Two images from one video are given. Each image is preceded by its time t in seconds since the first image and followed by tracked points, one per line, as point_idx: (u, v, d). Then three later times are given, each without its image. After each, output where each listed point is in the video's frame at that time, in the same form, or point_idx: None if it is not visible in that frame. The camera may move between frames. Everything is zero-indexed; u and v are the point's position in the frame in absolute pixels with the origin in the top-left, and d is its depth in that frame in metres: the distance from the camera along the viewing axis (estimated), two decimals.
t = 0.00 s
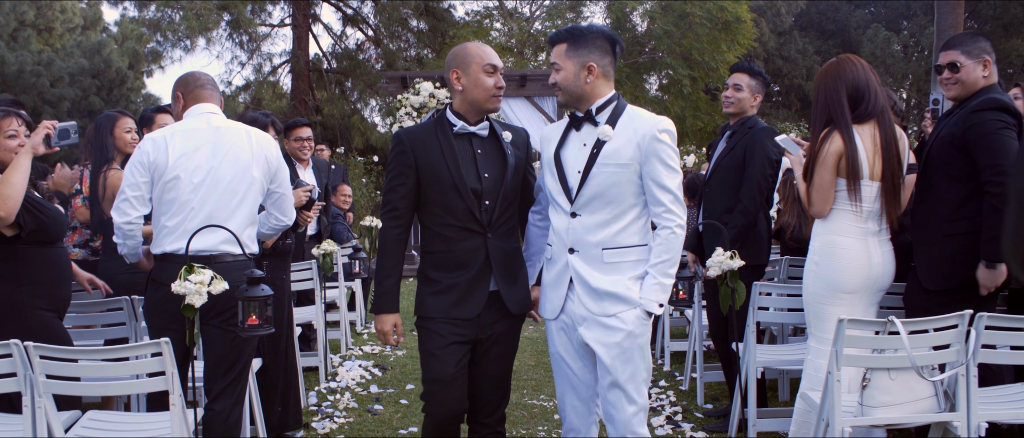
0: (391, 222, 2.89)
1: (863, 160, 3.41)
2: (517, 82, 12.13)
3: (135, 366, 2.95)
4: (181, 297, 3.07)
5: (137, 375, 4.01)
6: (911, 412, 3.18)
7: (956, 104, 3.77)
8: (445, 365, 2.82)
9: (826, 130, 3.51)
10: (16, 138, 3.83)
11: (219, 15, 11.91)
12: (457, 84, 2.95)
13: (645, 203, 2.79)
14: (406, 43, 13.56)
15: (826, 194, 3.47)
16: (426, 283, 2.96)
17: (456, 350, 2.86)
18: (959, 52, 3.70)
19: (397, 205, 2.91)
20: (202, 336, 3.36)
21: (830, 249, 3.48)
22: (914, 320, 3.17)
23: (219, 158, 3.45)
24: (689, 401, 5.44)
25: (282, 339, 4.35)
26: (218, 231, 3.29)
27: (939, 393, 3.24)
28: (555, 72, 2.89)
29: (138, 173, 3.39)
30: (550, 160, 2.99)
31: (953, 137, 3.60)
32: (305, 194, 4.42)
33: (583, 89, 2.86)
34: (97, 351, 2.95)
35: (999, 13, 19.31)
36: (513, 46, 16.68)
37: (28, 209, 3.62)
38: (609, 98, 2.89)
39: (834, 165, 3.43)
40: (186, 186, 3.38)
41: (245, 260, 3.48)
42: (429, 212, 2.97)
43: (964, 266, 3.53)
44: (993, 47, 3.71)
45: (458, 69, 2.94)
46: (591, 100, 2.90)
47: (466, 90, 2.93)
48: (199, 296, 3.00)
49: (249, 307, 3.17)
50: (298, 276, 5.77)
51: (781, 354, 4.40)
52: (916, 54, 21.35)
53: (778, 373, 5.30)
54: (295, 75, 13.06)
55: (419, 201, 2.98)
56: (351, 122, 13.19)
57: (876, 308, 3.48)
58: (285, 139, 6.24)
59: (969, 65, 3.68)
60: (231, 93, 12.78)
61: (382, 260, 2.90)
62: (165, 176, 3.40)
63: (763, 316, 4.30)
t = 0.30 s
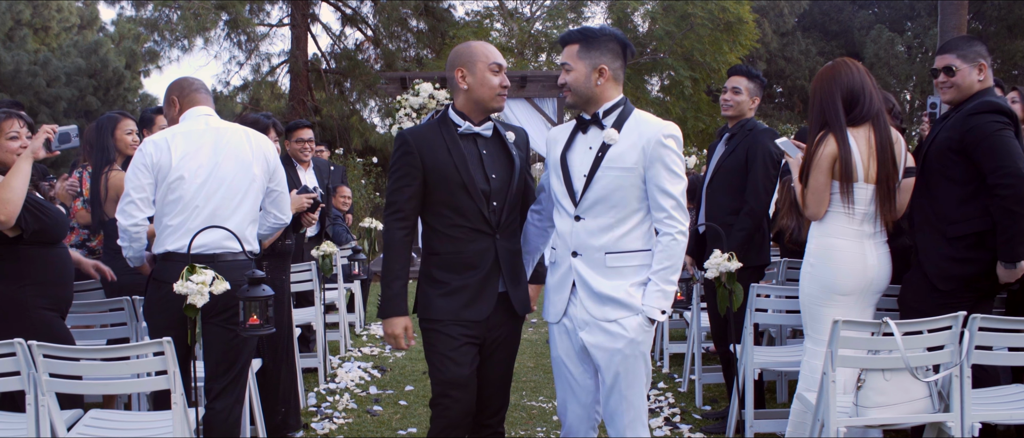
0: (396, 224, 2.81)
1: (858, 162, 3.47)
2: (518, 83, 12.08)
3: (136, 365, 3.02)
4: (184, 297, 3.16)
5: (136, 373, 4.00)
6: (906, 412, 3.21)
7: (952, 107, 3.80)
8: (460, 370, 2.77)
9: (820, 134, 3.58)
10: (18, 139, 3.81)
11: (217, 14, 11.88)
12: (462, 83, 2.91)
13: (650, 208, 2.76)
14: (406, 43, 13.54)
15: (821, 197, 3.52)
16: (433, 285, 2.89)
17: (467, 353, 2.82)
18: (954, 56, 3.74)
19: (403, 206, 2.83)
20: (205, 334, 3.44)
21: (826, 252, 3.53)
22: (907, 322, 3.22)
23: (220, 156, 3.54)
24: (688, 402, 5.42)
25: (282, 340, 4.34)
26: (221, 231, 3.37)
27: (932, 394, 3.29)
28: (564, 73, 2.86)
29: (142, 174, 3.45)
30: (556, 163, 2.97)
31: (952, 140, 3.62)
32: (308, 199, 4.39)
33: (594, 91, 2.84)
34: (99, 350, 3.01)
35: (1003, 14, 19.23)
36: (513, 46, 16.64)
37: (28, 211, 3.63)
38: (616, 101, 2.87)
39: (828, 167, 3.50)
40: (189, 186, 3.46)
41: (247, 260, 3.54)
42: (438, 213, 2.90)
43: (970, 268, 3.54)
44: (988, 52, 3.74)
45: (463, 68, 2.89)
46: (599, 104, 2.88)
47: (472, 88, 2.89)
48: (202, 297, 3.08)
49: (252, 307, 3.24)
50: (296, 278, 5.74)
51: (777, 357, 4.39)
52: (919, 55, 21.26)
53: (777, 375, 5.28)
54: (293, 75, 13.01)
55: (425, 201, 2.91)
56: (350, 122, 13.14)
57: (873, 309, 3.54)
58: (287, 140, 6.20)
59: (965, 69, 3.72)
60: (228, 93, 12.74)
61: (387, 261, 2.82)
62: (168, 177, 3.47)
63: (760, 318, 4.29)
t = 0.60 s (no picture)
0: (405, 226, 2.69)
1: (854, 164, 3.46)
2: (517, 83, 12.05)
3: (137, 365, 3.02)
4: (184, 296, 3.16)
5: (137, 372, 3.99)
6: (902, 412, 3.22)
7: (948, 109, 3.79)
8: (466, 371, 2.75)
9: (817, 136, 3.56)
10: (19, 140, 3.81)
11: (215, 12, 11.83)
12: (466, 82, 2.85)
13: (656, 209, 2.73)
14: (404, 43, 13.50)
15: (817, 199, 3.52)
16: (437, 289, 2.81)
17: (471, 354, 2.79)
18: (950, 59, 3.73)
19: (412, 207, 2.72)
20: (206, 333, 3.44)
21: (822, 254, 3.52)
22: (901, 322, 3.23)
23: (219, 156, 3.55)
24: (687, 404, 5.38)
25: (281, 339, 4.31)
26: (223, 231, 3.37)
27: (928, 394, 3.28)
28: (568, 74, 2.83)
29: (144, 177, 3.41)
30: (558, 163, 2.93)
31: (950, 142, 3.60)
32: (308, 203, 4.34)
33: (599, 92, 2.82)
34: (101, 350, 3.01)
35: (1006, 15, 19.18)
36: (513, 46, 16.61)
37: (29, 213, 3.62)
38: (620, 102, 2.84)
39: (824, 169, 3.49)
40: (193, 187, 3.45)
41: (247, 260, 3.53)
42: (444, 215, 2.83)
43: (972, 266, 3.54)
44: (984, 55, 3.73)
45: (468, 66, 2.84)
46: (603, 104, 2.86)
47: (477, 88, 2.84)
48: (202, 296, 3.09)
49: (253, 307, 3.23)
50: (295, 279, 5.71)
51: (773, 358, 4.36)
52: (922, 56, 21.21)
53: (776, 376, 5.25)
54: (291, 75, 12.96)
55: (432, 201, 2.82)
56: (349, 122, 13.09)
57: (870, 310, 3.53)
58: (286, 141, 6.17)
59: (961, 72, 3.71)
60: (225, 93, 12.69)
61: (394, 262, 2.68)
62: (170, 179, 3.44)
63: (758, 319, 4.27)
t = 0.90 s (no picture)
0: (412, 226, 2.63)
1: (851, 166, 3.44)
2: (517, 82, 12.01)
3: (138, 363, 2.99)
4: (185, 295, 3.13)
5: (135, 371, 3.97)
6: (897, 413, 3.23)
7: (944, 111, 3.76)
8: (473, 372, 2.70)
9: (813, 138, 3.55)
10: (19, 141, 3.78)
11: (212, 11, 11.80)
12: (471, 80, 2.81)
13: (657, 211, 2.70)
14: (403, 42, 13.56)
15: (814, 200, 3.50)
16: (441, 291, 2.77)
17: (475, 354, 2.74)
18: (947, 60, 3.70)
19: (418, 208, 2.66)
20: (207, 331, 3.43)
21: (819, 254, 3.49)
22: (898, 323, 3.20)
23: (217, 155, 3.53)
24: (685, 405, 5.35)
25: (281, 339, 4.28)
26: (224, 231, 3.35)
27: (924, 394, 3.30)
28: (571, 73, 2.80)
29: (145, 179, 3.35)
30: (558, 165, 2.90)
31: (948, 144, 3.56)
32: (308, 204, 4.31)
33: (600, 93, 2.79)
34: (101, 348, 2.98)
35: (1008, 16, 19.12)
36: (512, 45, 16.57)
37: (28, 213, 3.59)
38: (622, 104, 2.80)
39: (820, 171, 3.48)
40: (194, 187, 3.43)
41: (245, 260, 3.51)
42: (451, 219, 2.78)
43: (971, 267, 3.51)
44: (981, 56, 3.70)
45: (473, 65, 2.79)
46: (603, 105, 2.82)
47: (482, 87, 2.80)
48: (203, 295, 3.07)
49: (253, 306, 3.20)
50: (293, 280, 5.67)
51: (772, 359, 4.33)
52: (924, 56, 21.16)
53: (775, 377, 5.22)
54: (289, 74, 12.96)
55: (436, 201, 2.77)
56: (347, 122, 13.04)
57: (868, 311, 3.49)
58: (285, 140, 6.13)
59: (958, 73, 3.68)
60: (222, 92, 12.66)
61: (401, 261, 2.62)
62: (170, 181, 3.40)
63: (757, 320, 4.23)
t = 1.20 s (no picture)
0: (415, 225, 2.59)
1: (848, 166, 3.42)
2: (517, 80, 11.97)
3: (139, 361, 2.97)
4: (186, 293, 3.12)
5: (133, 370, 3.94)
6: (894, 412, 3.22)
7: (940, 111, 3.73)
8: (477, 377, 2.67)
9: (810, 138, 3.54)
10: (19, 140, 3.77)
11: (209, 8, 11.76)
12: (481, 80, 2.76)
13: (652, 213, 2.67)
14: (401, 40, 13.62)
15: (811, 200, 3.48)
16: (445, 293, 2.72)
17: (478, 360, 2.71)
18: (943, 60, 3.67)
19: (422, 209, 2.62)
20: (207, 329, 3.39)
21: (817, 255, 3.46)
22: (894, 322, 3.18)
23: (214, 153, 3.51)
24: (684, 405, 5.32)
25: (280, 337, 4.25)
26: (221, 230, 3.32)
27: (920, 393, 3.28)
28: (570, 74, 2.76)
29: (143, 179, 3.30)
30: (556, 164, 2.87)
31: (944, 145, 3.53)
32: (308, 203, 4.28)
33: (600, 94, 2.75)
34: (102, 346, 2.95)
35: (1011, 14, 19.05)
36: (512, 43, 16.52)
37: (27, 212, 3.56)
38: (620, 105, 2.78)
39: (818, 172, 3.46)
40: (192, 187, 3.40)
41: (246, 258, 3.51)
42: (457, 220, 2.73)
43: (969, 266, 3.49)
44: (978, 56, 3.66)
45: (483, 64, 2.74)
46: (602, 106, 2.78)
47: (492, 86, 2.76)
48: (203, 293, 3.05)
49: (253, 305, 3.19)
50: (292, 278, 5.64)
51: (769, 359, 4.31)
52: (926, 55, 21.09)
53: (774, 377, 5.19)
54: (287, 72, 12.94)
55: (441, 201, 2.72)
56: (345, 120, 12.98)
57: (865, 310, 3.46)
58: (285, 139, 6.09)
59: (954, 73, 3.65)
60: (219, 90, 12.64)
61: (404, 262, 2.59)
62: (168, 180, 3.37)
63: (756, 320, 4.20)
